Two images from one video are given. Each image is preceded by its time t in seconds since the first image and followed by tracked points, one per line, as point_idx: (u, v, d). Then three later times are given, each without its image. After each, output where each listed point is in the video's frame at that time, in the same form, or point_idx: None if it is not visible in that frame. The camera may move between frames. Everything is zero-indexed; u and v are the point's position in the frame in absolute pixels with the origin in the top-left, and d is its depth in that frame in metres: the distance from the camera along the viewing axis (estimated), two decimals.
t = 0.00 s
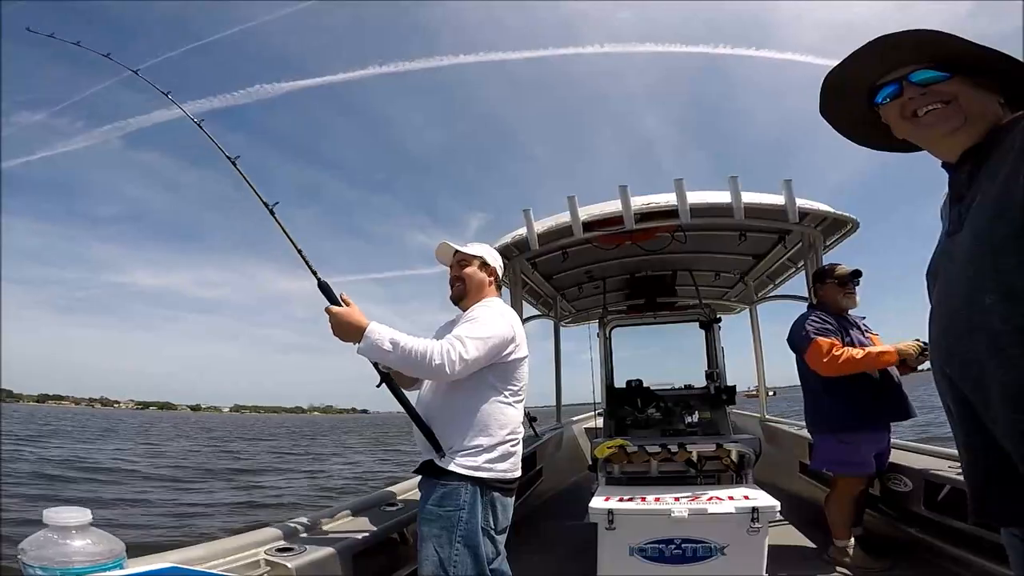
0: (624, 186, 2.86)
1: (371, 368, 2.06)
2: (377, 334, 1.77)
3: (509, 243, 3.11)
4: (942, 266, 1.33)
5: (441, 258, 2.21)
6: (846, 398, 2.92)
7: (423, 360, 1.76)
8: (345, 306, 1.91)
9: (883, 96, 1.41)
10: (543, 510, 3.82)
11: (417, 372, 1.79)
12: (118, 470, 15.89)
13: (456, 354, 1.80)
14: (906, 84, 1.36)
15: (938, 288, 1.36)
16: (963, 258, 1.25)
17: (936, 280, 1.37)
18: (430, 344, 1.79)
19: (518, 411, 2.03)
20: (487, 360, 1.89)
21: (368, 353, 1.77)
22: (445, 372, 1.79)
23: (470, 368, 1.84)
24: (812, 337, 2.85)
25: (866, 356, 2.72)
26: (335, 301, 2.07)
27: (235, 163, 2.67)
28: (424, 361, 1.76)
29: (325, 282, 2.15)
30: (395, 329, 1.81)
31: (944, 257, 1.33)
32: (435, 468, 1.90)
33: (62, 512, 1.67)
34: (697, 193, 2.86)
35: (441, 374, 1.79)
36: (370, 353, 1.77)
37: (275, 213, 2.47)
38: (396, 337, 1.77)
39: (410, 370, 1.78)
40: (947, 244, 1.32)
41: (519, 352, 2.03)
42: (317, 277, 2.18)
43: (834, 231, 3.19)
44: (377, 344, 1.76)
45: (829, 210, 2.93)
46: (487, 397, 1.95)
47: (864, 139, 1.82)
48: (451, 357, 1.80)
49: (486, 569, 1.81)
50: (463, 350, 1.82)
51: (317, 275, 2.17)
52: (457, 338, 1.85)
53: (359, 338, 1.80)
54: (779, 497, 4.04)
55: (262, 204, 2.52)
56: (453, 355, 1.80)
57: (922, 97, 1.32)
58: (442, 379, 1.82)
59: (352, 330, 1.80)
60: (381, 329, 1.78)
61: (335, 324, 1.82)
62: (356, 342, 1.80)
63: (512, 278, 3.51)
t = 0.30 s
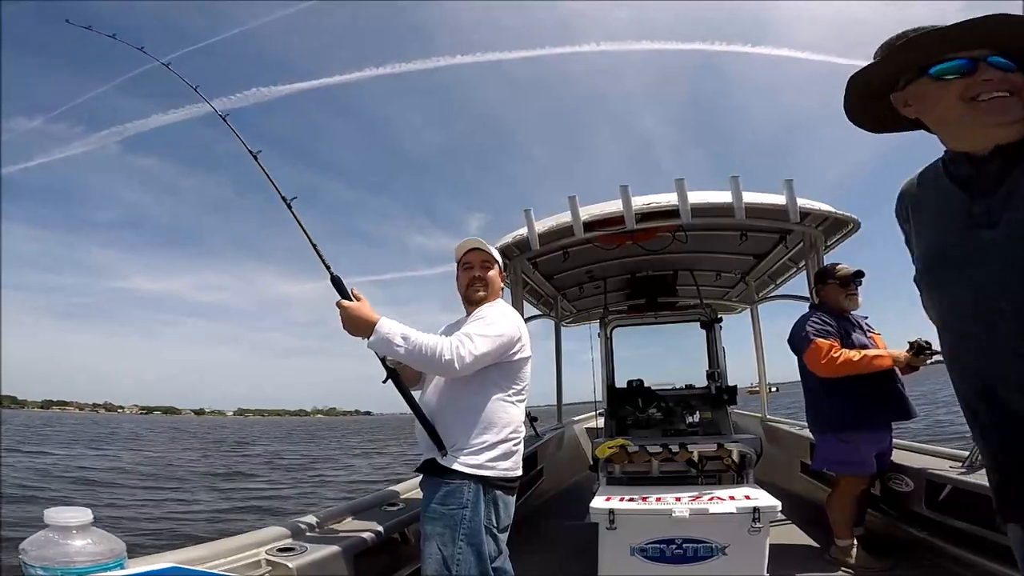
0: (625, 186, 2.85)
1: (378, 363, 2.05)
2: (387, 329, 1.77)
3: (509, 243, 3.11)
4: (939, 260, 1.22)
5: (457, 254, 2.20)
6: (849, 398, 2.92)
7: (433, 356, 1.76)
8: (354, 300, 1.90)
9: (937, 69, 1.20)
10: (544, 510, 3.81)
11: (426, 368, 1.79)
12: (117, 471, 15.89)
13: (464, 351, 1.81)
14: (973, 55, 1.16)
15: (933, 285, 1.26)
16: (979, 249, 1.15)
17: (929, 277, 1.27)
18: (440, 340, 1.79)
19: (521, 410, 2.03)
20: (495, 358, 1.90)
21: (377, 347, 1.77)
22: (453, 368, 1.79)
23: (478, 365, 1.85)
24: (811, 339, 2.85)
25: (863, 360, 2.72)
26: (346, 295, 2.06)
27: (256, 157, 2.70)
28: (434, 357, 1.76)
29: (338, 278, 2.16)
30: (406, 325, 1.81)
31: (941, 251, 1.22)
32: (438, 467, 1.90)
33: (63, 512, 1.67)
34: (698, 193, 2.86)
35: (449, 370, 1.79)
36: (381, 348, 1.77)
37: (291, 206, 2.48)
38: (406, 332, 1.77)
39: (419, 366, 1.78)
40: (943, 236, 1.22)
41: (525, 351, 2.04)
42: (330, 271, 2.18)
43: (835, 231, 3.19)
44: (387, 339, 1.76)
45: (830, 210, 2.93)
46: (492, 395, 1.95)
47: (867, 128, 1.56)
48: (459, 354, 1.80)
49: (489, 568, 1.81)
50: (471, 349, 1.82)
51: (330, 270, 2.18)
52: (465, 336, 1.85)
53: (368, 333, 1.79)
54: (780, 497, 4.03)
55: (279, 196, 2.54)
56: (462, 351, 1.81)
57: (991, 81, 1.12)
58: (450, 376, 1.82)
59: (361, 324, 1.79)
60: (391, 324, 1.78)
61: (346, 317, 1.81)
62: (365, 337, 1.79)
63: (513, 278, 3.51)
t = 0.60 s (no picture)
0: (624, 187, 2.85)
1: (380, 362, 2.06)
2: (390, 329, 1.78)
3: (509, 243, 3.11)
4: (960, 261, 1.03)
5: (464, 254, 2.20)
6: (849, 397, 2.92)
7: (435, 355, 1.76)
8: (359, 299, 1.92)
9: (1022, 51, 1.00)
10: (544, 510, 3.81)
11: (428, 368, 1.79)
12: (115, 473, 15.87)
13: (467, 351, 1.81)
14: None
15: (945, 289, 1.07)
16: (994, 253, 0.99)
17: (938, 281, 1.08)
18: (442, 340, 1.79)
19: (523, 410, 2.03)
20: (498, 359, 1.90)
21: (379, 346, 1.78)
22: (456, 367, 1.79)
23: (481, 366, 1.85)
24: (813, 337, 2.86)
25: (865, 353, 2.71)
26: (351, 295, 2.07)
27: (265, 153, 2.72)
28: (436, 357, 1.76)
29: (342, 276, 2.16)
30: (409, 324, 1.82)
31: (965, 252, 1.02)
32: (439, 467, 1.90)
33: (62, 512, 1.67)
34: (698, 193, 2.87)
35: (451, 369, 1.79)
36: (383, 347, 1.77)
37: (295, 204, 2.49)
38: (409, 331, 1.78)
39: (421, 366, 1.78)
40: (950, 240, 1.04)
41: (527, 351, 2.03)
42: (334, 269, 2.18)
43: (835, 231, 3.19)
44: (389, 338, 1.77)
45: (830, 210, 2.93)
46: (494, 395, 1.95)
47: (884, 88, 1.29)
48: (462, 354, 1.80)
49: (491, 568, 1.81)
50: (473, 349, 1.82)
51: (334, 268, 2.18)
52: (468, 336, 1.85)
53: (371, 332, 1.80)
54: (779, 497, 4.03)
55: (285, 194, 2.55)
56: (464, 351, 1.81)
57: None
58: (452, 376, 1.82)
59: (365, 322, 1.80)
60: (395, 324, 1.79)
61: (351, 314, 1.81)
62: (369, 335, 1.80)
63: (512, 277, 3.51)
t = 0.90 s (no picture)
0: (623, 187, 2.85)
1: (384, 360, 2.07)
2: (394, 327, 1.78)
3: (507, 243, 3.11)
4: (963, 253, 1.03)
5: (470, 252, 2.19)
6: (848, 397, 2.92)
7: (438, 355, 1.76)
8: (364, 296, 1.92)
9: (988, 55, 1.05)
10: (542, 510, 3.81)
11: (430, 368, 1.79)
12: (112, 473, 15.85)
13: (470, 352, 1.81)
14: None
15: (949, 282, 1.07)
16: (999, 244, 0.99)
17: (942, 274, 1.08)
18: (446, 339, 1.79)
19: (523, 410, 2.03)
20: (501, 360, 1.90)
21: (383, 343, 1.78)
22: (458, 368, 1.79)
23: (484, 366, 1.85)
24: (809, 337, 2.86)
25: (860, 359, 2.74)
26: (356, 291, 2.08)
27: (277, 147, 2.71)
28: (440, 356, 1.76)
29: (349, 272, 2.16)
30: (414, 323, 1.82)
31: (969, 243, 1.02)
32: (439, 467, 1.90)
33: (60, 512, 1.67)
34: (696, 193, 2.87)
35: (454, 369, 1.79)
36: (387, 344, 1.78)
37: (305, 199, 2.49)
38: (413, 330, 1.79)
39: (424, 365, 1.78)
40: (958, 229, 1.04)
41: (528, 353, 2.02)
42: (342, 266, 2.19)
43: (833, 231, 3.20)
44: (393, 336, 1.77)
45: (828, 210, 2.94)
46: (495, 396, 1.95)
47: (889, 81, 1.31)
48: (465, 355, 1.80)
49: (491, 568, 1.81)
50: (476, 350, 1.82)
51: (341, 265, 2.19)
52: (471, 337, 1.84)
53: (375, 330, 1.81)
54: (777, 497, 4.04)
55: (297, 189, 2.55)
56: (468, 351, 1.81)
57: None
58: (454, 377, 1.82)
59: (370, 320, 1.81)
60: (399, 322, 1.79)
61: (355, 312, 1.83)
62: (374, 333, 1.81)
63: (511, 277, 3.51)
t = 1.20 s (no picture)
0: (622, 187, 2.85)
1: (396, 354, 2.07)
2: (408, 323, 1.77)
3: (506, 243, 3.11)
4: (987, 237, 0.98)
5: (483, 251, 2.19)
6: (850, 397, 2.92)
7: (450, 353, 1.76)
8: (382, 287, 1.92)
9: None
10: (541, 511, 3.81)
11: (441, 366, 1.78)
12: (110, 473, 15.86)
13: (479, 352, 1.81)
14: None
15: (966, 267, 1.02)
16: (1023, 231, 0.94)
17: (959, 259, 1.03)
18: (458, 338, 1.79)
19: (527, 412, 2.04)
20: (509, 361, 1.91)
21: (397, 337, 1.77)
22: (468, 368, 1.79)
23: (492, 366, 1.85)
24: (812, 335, 2.86)
25: (864, 352, 2.72)
26: (376, 282, 2.08)
27: (311, 136, 2.70)
28: (452, 354, 1.76)
29: (369, 264, 2.17)
30: (428, 319, 1.81)
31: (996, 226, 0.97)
32: (440, 466, 1.90)
33: (58, 511, 1.67)
34: (695, 193, 2.87)
35: (464, 369, 1.79)
36: (401, 339, 1.77)
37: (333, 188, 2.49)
38: (427, 326, 1.77)
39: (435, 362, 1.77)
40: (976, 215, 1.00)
41: (533, 355, 2.03)
42: (364, 258, 2.19)
43: (832, 231, 3.20)
44: (407, 332, 1.76)
45: (826, 210, 2.94)
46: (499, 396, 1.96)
47: (911, 57, 1.27)
48: (474, 354, 1.80)
49: (491, 569, 1.81)
50: (486, 350, 1.82)
51: (362, 257, 2.19)
52: (480, 337, 1.84)
53: (390, 323, 1.81)
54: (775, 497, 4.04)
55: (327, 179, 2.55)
56: (478, 351, 1.81)
57: None
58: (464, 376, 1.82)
59: (385, 312, 1.81)
60: (415, 318, 1.78)
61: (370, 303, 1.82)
62: (387, 326, 1.81)
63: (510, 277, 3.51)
